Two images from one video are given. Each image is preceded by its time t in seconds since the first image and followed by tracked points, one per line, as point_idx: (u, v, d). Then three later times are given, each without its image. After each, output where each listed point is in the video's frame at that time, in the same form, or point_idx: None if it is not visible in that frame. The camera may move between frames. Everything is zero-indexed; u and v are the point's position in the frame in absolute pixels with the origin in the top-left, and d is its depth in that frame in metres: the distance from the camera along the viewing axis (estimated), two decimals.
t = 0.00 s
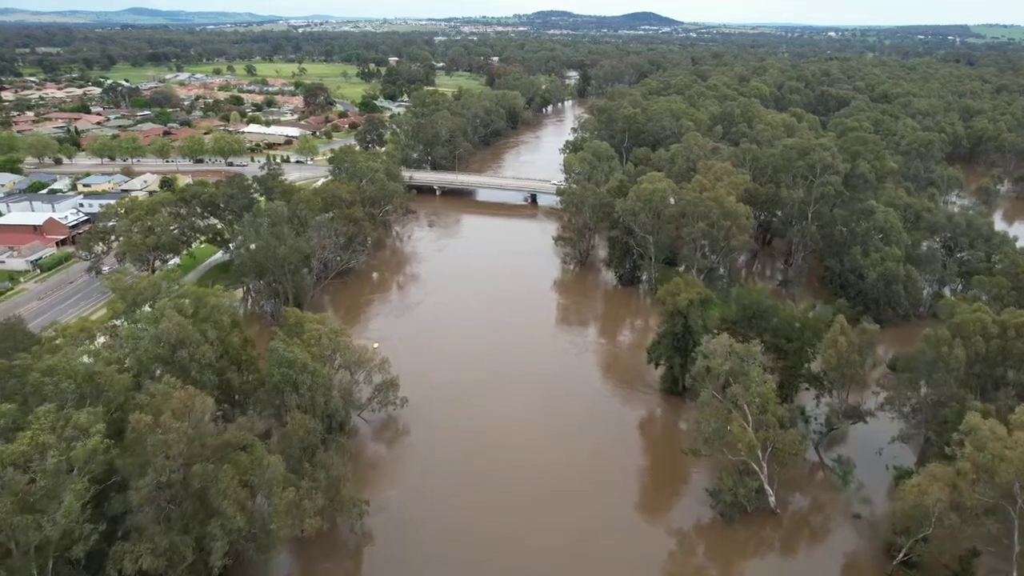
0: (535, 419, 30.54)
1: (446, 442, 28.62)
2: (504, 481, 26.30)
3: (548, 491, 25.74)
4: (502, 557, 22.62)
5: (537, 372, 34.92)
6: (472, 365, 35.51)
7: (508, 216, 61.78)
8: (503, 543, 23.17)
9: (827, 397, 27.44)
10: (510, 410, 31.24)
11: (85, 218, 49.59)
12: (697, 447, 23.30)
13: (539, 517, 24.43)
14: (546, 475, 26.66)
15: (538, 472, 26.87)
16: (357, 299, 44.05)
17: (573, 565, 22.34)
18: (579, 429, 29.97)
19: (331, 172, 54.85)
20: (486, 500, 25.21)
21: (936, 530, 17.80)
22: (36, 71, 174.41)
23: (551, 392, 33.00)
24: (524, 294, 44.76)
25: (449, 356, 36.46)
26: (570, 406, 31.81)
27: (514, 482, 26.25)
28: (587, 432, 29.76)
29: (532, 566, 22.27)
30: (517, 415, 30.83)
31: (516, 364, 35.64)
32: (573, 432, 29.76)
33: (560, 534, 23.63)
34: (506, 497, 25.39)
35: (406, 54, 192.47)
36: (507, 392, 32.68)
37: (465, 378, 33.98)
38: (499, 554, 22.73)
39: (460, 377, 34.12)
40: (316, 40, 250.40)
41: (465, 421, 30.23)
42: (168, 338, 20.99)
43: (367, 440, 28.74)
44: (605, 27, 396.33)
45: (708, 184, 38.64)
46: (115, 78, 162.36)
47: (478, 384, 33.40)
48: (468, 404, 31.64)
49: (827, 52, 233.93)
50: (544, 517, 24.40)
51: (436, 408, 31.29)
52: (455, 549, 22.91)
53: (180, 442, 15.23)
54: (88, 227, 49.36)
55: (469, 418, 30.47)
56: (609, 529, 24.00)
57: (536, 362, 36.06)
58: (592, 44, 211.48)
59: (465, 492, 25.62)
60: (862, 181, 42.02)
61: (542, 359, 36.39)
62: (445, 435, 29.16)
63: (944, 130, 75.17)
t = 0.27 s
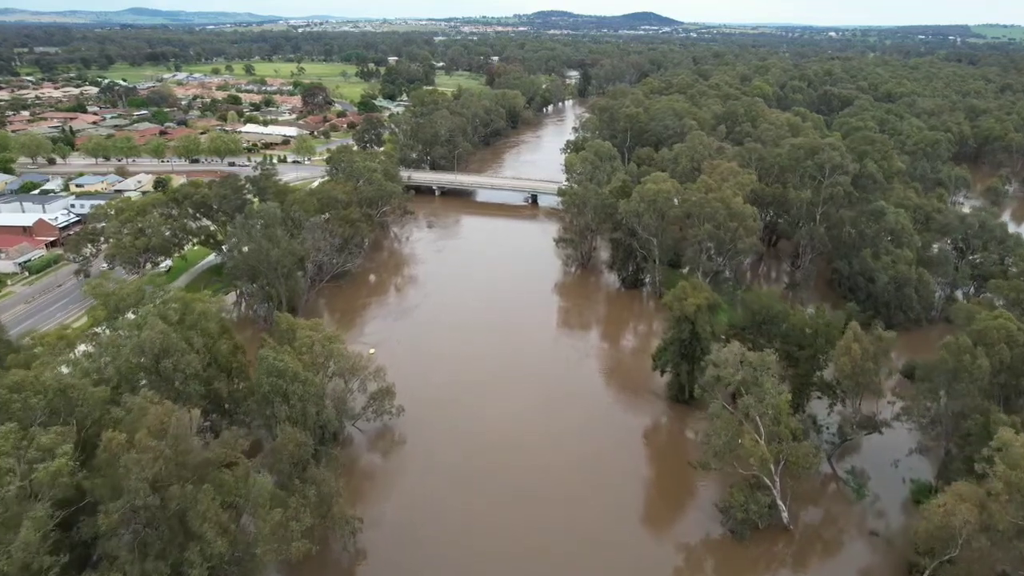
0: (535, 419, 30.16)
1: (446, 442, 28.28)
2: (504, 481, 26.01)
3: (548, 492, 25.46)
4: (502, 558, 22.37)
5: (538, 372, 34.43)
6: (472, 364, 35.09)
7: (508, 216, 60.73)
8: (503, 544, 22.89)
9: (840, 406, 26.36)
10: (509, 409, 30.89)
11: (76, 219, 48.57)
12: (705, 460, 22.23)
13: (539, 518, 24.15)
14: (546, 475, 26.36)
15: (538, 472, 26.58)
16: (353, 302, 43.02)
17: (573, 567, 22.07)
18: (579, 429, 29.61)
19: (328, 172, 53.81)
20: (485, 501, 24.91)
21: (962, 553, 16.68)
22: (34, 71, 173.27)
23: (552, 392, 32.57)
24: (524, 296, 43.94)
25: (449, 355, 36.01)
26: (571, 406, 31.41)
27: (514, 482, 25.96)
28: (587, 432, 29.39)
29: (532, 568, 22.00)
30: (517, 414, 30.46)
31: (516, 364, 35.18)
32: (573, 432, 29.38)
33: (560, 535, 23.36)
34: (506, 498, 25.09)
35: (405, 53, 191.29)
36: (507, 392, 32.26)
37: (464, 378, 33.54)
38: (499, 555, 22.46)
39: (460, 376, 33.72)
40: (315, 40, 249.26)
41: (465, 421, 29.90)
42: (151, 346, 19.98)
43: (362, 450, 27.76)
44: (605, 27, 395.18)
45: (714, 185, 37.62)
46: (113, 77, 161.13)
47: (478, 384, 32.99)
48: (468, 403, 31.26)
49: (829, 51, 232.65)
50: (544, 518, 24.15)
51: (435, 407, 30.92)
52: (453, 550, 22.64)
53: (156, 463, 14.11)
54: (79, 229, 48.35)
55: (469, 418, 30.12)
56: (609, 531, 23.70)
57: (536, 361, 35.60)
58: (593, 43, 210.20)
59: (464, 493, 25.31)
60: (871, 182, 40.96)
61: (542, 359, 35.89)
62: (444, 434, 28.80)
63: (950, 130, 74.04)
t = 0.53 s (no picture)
0: (535, 420, 29.81)
1: (445, 442, 27.98)
2: (504, 480, 25.78)
3: (548, 492, 25.19)
4: (501, 558, 22.13)
5: (538, 373, 34.00)
6: (471, 363, 34.74)
7: (508, 217, 59.70)
8: (502, 544, 22.63)
9: (856, 416, 25.23)
10: (509, 409, 30.58)
11: (66, 220, 47.50)
12: (715, 474, 21.15)
13: (539, 518, 23.91)
14: (547, 475, 26.10)
15: (538, 472, 26.33)
16: (350, 304, 41.99)
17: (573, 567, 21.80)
18: (579, 429, 29.27)
19: (325, 172, 52.79)
20: (485, 501, 24.64)
21: None
22: (31, 70, 172.24)
23: (552, 392, 32.23)
24: (525, 297, 43.17)
25: (448, 356, 35.61)
26: (571, 406, 31.05)
27: (514, 481, 25.72)
28: (588, 432, 29.05)
29: (532, 567, 21.76)
30: (517, 415, 30.13)
31: (517, 363, 34.79)
32: (574, 432, 29.03)
33: (560, 535, 23.11)
34: (506, 499, 24.79)
35: (405, 53, 190.19)
36: (506, 393, 31.90)
37: (463, 379, 33.16)
38: (498, 555, 22.23)
39: (459, 377, 33.37)
40: (314, 40, 248.96)
41: (464, 421, 29.60)
42: (132, 356, 18.93)
43: (356, 461, 26.73)
44: (605, 27, 394.33)
45: (720, 185, 36.54)
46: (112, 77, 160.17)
47: (477, 384, 32.64)
48: (467, 403, 30.96)
49: (830, 51, 231.49)
50: (544, 518, 23.90)
51: (434, 407, 30.58)
52: (452, 551, 22.36)
53: (126, 486, 13.05)
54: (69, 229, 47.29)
55: (468, 418, 29.86)
56: (610, 531, 23.44)
57: (536, 361, 35.17)
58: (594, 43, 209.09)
59: (464, 493, 25.05)
60: (881, 182, 39.95)
61: (543, 359, 35.45)
62: (444, 434, 28.54)
63: (956, 129, 72.96)
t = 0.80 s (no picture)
0: (535, 419, 29.36)
1: (444, 442, 27.57)
2: (504, 479, 25.39)
3: (548, 491, 24.82)
4: (502, 557, 21.79)
5: (538, 372, 33.50)
6: (469, 362, 34.28)
7: (508, 218, 58.68)
8: (503, 544, 22.27)
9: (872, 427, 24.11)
10: (509, 408, 30.15)
11: (56, 221, 46.46)
12: (726, 490, 20.00)
13: (539, 518, 23.53)
14: (547, 475, 25.70)
15: (538, 471, 25.95)
16: (346, 308, 40.91)
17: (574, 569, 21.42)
18: (580, 429, 28.82)
19: (322, 172, 51.76)
20: (484, 501, 24.25)
21: None
22: (29, 70, 171.30)
23: (552, 391, 31.78)
24: (526, 298, 42.36)
25: (447, 355, 35.11)
26: (571, 406, 30.59)
27: (514, 481, 25.33)
28: (588, 432, 28.60)
29: (533, 568, 21.40)
30: (517, 414, 29.69)
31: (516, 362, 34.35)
32: (574, 432, 28.58)
33: (561, 535, 22.74)
34: (506, 499, 24.39)
35: (404, 52, 189.19)
36: (506, 392, 31.43)
37: (463, 378, 32.67)
38: (498, 555, 21.88)
39: (459, 376, 32.91)
40: (314, 40, 248.01)
41: (464, 420, 29.18)
42: (112, 367, 17.92)
43: (350, 473, 25.66)
44: (605, 27, 393.32)
45: (727, 185, 35.49)
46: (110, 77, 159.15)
47: (477, 384, 32.18)
48: (467, 403, 30.54)
49: (831, 51, 230.41)
50: (545, 517, 23.52)
51: (433, 407, 30.15)
52: (452, 552, 21.99)
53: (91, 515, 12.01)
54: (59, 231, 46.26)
55: (468, 417, 29.45)
56: (611, 531, 23.04)
57: (536, 360, 34.68)
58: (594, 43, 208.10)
59: (463, 493, 24.64)
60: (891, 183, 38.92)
61: (543, 359, 34.94)
62: (443, 433, 28.14)
63: (962, 129, 71.92)
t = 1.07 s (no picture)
0: (535, 420, 28.92)
1: (443, 442, 27.17)
2: (504, 479, 25.02)
3: (548, 490, 24.47)
4: (502, 557, 21.44)
5: (538, 372, 33.01)
6: (468, 361, 33.83)
7: (509, 219, 57.65)
8: (503, 544, 21.92)
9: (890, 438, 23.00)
10: (508, 408, 29.73)
11: (46, 223, 45.42)
12: (738, 507, 18.93)
13: (539, 517, 23.18)
14: (547, 474, 25.33)
15: (538, 470, 25.58)
16: (342, 312, 39.84)
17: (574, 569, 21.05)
18: (580, 429, 28.40)
19: (318, 172, 50.73)
20: (484, 501, 23.87)
21: None
22: (26, 70, 170.16)
23: (552, 391, 31.34)
24: (526, 299, 41.54)
25: (447, 355, 34.65)
26: (571, 406, 30.16)
27: (513, 480, 24.97)
28: (589, 432, 28.16)
29: (533, 568, 21.06)
30: (517, 414, 29.22)
31: (516, 362, 33.90)
32: (574, 432, 28.16)
33: (562, 535, 22.39)
34: (506, 499, 24.02)
35: (404, 52, 188.07)
36: (506, 392, 30.95)
37: (462, 378, 32.21)
38: (498, 555, 21.52)
39: (459, 376, 32.46)
40: (313, 40, 246.84)
41: (464, 420, 28.77)
42: (89, 378, 16.89)
43: (344, 486, 24.54)
44: (605, 27, 392.20)
45: (733, 185, 34.48)
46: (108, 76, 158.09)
47: (476, 384, 31.71)
48: (466, 402, 30.12)
49: (833, 50, 229.24)
50: (545, 517, 23.17)
51: (432, 407, 29.75)
52: (452, 551, 21.64)
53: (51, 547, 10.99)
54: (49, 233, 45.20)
55: (467, 416, 29.06)
56: (612, 531, 22.66)
57: (535, 360, 34.21)
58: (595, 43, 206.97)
59: (463, 493, 24.25)
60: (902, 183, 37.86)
61: (543, 358, 34.44)
62: (442, 433, 27.75)
63: (969, 128, 70.84)
